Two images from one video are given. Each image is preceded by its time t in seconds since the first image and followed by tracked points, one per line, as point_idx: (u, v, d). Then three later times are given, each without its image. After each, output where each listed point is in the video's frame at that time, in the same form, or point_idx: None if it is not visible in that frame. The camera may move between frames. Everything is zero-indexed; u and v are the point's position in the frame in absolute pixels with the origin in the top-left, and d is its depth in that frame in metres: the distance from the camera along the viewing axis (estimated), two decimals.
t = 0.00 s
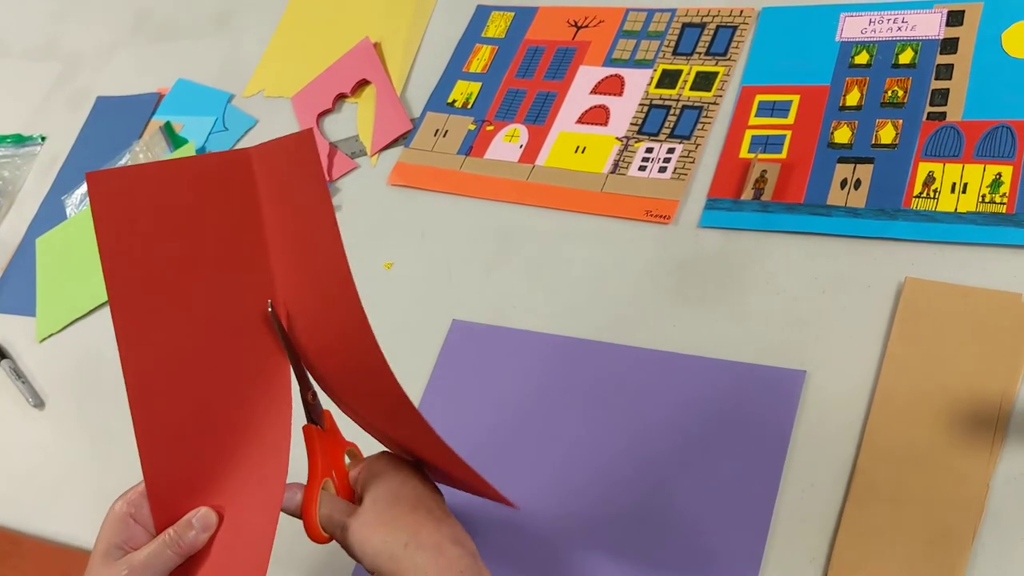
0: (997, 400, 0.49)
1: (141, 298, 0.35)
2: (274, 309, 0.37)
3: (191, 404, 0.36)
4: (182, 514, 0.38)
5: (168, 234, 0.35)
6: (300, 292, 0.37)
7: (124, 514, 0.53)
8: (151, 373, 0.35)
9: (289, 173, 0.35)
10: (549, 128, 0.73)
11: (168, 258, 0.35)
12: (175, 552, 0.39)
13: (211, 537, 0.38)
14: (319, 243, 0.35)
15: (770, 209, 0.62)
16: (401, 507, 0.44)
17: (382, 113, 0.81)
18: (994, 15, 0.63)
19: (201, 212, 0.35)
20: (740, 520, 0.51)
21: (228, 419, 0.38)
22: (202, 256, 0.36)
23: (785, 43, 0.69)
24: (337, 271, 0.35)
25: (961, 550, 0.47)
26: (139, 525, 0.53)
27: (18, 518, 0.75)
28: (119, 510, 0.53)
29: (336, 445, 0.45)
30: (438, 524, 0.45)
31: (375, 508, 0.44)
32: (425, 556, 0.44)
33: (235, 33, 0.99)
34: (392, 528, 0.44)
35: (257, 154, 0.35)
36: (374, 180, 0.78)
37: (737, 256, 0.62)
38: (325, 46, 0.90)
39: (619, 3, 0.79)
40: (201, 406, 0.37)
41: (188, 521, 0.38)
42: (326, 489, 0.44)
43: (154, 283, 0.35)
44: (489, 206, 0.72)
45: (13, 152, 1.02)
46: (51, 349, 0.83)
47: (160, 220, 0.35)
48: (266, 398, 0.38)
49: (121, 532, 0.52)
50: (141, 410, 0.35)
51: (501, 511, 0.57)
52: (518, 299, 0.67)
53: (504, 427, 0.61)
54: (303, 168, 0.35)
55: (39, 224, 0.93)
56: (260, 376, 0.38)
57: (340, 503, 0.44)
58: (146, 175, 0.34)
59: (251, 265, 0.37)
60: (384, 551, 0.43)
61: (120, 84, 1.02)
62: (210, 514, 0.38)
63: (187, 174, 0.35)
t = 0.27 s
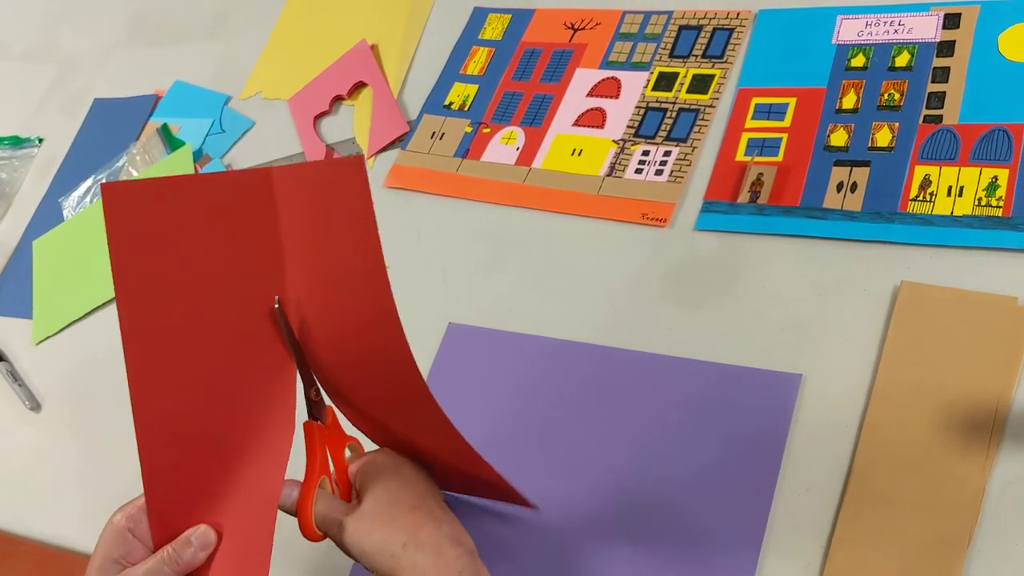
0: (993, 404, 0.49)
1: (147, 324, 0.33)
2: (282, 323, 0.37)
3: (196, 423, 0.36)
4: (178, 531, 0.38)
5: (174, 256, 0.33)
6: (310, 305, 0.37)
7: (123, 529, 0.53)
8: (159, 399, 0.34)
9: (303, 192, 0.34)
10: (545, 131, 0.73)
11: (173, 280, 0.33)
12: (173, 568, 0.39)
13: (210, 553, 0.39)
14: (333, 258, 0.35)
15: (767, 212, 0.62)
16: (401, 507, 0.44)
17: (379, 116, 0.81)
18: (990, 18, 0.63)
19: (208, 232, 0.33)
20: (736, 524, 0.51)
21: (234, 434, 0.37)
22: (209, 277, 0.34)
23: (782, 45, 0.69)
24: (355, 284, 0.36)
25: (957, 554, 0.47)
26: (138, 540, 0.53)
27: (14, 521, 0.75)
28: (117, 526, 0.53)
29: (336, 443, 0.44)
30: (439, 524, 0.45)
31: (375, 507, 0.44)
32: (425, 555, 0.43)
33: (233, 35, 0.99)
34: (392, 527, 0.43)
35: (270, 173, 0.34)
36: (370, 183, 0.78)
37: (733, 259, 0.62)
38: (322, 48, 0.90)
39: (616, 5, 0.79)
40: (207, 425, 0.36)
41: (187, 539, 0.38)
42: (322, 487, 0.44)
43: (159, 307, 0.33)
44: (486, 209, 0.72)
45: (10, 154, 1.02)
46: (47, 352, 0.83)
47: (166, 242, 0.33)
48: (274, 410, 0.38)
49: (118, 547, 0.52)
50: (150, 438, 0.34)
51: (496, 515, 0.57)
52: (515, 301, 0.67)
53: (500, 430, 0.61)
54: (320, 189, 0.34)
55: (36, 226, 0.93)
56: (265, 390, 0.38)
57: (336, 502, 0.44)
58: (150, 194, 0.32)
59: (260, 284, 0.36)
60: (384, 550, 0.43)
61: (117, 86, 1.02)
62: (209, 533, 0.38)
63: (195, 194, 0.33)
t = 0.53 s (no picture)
0: (989, 409, 0.49)
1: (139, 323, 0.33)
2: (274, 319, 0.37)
3: (191, 427, 0.36)
4: (172, 535, 0.38)
5: (167, 258, 0.34)
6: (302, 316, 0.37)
7: (116, 534, 0.53)
8: (151, 398, 0.34)
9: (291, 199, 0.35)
10: (542, 134, 0.73)
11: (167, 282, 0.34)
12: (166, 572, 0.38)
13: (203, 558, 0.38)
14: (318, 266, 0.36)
15: (763, 215, 0.62)
16: (397, 509, 0.44)
17: (376, 118, 0.81)
18: (988, 21, 0.63)
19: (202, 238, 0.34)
20: (732, 529, 0.51)
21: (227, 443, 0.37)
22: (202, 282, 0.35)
23: (779, 49, 0.69)
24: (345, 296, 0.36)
25: (954, 559, 0.47)
26: (131, 545, 0.53)
27: (11, 525, 0.75)
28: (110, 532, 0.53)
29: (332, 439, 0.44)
30: (433, 527, 0.44)
31: (373, 507, 0.43)
32: (419, 560, 0.43)
33: (231, 37, 0.99)
34: (387, 530, 0.43)
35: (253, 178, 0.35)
36: (368, 186, 0.78)
37: (730, 263, 0.62)
38: (320, 50, 0.90)
39: (613, 8, 0.79)
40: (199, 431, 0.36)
41: (180, 543, 0.37)
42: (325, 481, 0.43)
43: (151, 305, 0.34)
44: (483, 212, 0.72)
45: (8, 156, 1.02)
46: (45, 355, 0.83)
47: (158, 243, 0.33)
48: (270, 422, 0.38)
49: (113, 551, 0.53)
50: (139, 438, 0.34)
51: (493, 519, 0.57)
52: (512, 305, 0.67)
53: (496, 433, 0.61)
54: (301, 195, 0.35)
55: (34, 229, 0.93)
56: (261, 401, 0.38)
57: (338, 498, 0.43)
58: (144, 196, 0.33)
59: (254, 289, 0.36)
60: (379, 552, 0.43)
61: (115, 88, 1.02)
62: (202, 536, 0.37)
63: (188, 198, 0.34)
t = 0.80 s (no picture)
0: (989, 411, 0.49)
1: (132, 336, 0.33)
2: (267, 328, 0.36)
3: (188, 437, 0.36)
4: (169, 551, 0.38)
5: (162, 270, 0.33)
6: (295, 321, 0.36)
7: (111, 549, 0.53)
8: (146, 413, 0.34)
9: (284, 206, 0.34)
10: (542, 135, 0.73)
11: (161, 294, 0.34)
12: None
13: None
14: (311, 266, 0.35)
15: (763, 217, 0.62)
16: (399, 504, 0.42)
17: (375, 119, 0.81)
18: (987, 22, 0.63)
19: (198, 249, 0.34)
20: (732, 531, 0.51)
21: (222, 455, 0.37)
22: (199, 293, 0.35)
23: (778, 50, 0.69)
24: (338, 295, 0.35)
25: (954, 561, 0.46)
26: (126, 561, 0.53)
27: (10, 526, 0.75)
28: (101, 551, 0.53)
29: (330, 440, 0.43)
30: (436, 523, 0.43)
31: (374, 502, 0.42)
32: (421, 555, 0.41)
33: (230, 38, 0.99)
34: (389, 525, 0.41)
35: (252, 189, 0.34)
36: (367, 187, 0.78)
37: (729, 264, 0.61)
38: (319, 51, 0.90)
39: (613, 9, 0.78)
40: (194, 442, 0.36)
41: (176, 560, 0.37)
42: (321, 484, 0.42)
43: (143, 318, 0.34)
44: (482, 214, 0.71)
45: (7, 157, 1.02)
46: (43, 356, 0.83)
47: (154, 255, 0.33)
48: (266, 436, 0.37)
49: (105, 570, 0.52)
50: (135, 453, 0.34)
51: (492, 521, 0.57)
52: (510, 306, 0.67)
53: (495, 435, 0.61)
54: (301, 199, 0.34)
55: (33, 230, 0.93)
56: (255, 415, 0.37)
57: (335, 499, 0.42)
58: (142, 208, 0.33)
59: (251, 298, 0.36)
60: (380, 548, 0.41)
61: (114, 89, 1.02)
62: (198, 555, 0.37)
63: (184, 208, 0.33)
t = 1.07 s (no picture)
0: (989, 412, 0.49)
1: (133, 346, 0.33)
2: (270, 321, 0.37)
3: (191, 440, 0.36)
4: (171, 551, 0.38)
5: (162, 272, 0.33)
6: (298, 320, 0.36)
7: (115, 549, 0.53)
8: (147, 421, 0.34)
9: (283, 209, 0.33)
10: (542, 135, 0.73)
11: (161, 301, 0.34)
12: None
13: None
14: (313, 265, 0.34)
15: (763, 217, 0.62)
16: (397, 504, 0.41)
17: (375, 120, 0.81)
18: (988, 23, 0.63)
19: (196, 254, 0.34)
20: (730, 533, 0.51)
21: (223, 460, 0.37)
22: (197, 298, 0.35)
23: (778, 50, 0.69)
24: (335, 295, 0.35)
25: (954, 563, 0.46)
26: (130, 561, 0.53)
27: (10, 527, 0.75)
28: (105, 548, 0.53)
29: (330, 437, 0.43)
30: (435, 524, 0.41)
31: (372, 501, 0.41)
32: (419, 555, 0.39)
33: (230, 38, 0.99)
34: (387, 524, 0.40)
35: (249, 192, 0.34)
36: (367, 187, 0.78)
37: (729, 265, 0.61)
38: (319, 51, 0.90)
39: (613, 9, 0.78)
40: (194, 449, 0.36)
41: (178, 561, 0.37)
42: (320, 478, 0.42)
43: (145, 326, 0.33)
44: (482, 214, 0.71)
45: (7, 157, 1.02)
46: (43, 357, 0.83)
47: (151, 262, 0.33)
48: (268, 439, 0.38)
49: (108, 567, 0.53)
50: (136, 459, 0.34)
51: (492, 522, 0.57)
52: (510, 307, 0.66)
53: (495, 435, 0.61)
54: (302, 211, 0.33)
55: (33, 230, 0.93)
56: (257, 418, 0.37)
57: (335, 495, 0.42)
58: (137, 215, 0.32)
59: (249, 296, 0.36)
60: (377, 548, 0.39)
61: (114, 89, 1.02)
62: (201, 556, 0.38)
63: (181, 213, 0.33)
